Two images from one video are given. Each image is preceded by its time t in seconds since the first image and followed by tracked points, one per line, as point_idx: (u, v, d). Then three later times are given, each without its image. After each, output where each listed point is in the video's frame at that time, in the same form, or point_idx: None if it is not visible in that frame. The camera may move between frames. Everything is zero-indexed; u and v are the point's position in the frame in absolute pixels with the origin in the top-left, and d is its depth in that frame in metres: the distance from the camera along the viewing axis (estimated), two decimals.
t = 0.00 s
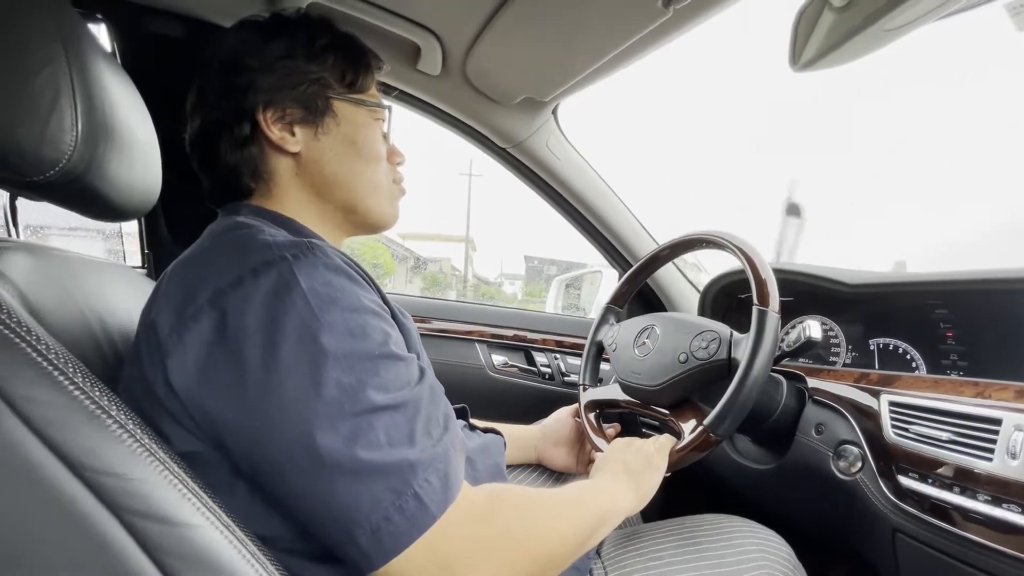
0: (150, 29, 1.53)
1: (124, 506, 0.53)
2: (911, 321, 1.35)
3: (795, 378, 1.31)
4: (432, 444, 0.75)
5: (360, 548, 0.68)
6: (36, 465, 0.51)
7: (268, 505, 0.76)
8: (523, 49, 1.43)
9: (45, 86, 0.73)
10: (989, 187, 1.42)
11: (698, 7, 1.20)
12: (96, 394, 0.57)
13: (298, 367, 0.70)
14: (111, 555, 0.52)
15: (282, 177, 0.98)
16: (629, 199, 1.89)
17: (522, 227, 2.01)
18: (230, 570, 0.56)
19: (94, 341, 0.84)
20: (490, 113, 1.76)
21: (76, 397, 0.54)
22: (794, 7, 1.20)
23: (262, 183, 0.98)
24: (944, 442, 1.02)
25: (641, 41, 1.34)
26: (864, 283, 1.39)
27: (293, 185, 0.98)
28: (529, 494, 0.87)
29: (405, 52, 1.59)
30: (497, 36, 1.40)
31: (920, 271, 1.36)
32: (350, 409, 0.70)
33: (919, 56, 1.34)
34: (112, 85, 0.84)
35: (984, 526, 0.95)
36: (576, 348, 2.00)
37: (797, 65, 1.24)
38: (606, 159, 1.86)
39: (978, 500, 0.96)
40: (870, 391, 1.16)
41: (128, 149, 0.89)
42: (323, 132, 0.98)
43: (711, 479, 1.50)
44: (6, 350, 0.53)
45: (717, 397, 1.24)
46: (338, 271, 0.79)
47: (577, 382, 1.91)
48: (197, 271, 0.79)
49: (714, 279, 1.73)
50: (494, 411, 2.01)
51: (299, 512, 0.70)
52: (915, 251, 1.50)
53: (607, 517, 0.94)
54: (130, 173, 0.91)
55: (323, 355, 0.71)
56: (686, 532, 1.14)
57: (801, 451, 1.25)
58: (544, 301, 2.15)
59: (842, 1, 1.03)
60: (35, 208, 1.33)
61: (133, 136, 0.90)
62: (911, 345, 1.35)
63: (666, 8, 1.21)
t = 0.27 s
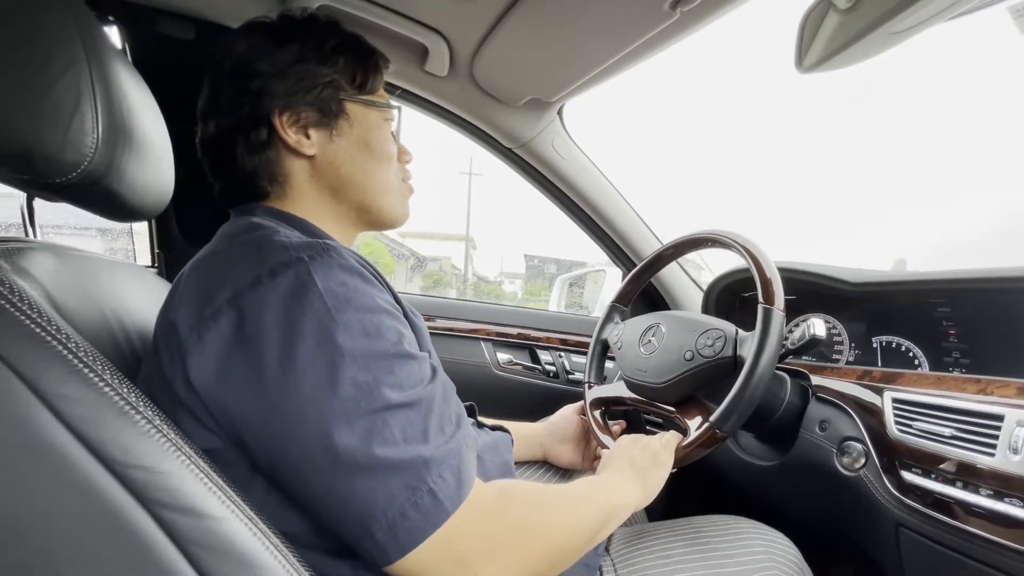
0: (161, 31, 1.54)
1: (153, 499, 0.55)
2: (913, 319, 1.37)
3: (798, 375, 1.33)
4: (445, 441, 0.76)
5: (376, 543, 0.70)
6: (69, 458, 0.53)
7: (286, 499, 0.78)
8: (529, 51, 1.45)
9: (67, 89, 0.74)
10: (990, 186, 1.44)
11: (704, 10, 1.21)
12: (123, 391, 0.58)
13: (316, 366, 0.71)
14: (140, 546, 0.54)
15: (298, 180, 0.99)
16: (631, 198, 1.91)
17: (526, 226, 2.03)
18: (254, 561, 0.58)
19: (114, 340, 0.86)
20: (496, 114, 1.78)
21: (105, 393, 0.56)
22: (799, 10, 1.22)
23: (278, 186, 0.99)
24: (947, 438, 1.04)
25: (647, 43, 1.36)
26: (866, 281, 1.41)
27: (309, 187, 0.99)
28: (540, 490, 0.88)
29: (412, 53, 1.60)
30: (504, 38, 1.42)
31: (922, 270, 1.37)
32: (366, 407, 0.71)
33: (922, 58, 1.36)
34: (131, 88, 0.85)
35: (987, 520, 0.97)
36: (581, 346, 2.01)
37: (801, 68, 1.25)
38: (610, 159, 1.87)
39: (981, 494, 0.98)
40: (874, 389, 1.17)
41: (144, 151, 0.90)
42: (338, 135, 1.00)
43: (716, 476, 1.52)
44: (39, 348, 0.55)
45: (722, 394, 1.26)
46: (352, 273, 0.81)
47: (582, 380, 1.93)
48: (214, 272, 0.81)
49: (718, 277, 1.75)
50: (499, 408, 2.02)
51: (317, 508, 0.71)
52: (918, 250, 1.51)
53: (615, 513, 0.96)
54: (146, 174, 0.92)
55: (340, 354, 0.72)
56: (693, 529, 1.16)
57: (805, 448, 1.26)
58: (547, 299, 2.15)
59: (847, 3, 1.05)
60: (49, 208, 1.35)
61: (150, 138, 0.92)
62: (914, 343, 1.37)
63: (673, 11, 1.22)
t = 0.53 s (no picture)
0: (161, 33, 1.56)
1: (156, 493, 0.56)
2: (907, 318, 1.38)
3: (793, 374, 1.34)
4: (443, 441, 0.78)
5: (373, 540, 0.72)
6: (74, 454, 0.55)
7: (285, 495, 0.79)
8: (526, 53, 1.46)
9: (71, 93, 0.75)
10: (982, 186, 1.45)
11: (699, 13, 1.23)
12: (127, 388, 0.60)
13: (316, 367, 0.73)
14: (144, 538, 0.55)
15: (322, 190, 0.97)
16: (631, 200, 1.93)
17: (525, 226, 2.04)
18: (254, 554, 0.59)
19: (117, 339, 0.87)
20: (493, 115, 1.79)
21: (109, 390, 0.58)
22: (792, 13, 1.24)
23: (303, 195, 0.96)
24: (937, 435, 1.05)
25: (643, 46, 1.37)
26: (858, 280, 1.42)
27: (331, 197, 0.98)
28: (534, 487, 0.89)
29: (410, 55, 1.62)
30: (501, 40, 1.43)
31: (915, 269, 1.39)
32: (365, 407, 0.73)
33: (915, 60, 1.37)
34: (133, 91, 0.87)
35: (975, 516, 0.99)
36: (579, 345, 2.02)
37: (794, 71, 1.27)
38: (607, 160, 1.89)
39: (969, 490, 0.99)
40: (867, 387, 1.19)
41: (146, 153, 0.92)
42: (368, 149, 0.98)
43: (712, 473, 1.53)
44: (45, 347, 0.56)
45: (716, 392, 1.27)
46: (352, 274, 0.82)
47: (579, 378, 1.94)
48: (217, 272, 0.82)
49: (714, 276, 1.76)
50: (497, 407, 2.04)
51: (317, 506, 0.73)
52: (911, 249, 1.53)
53: (610, 510, 0.97)
54: (148, 176, 0.94)
55: (339, 355, 0.74)
56: (687, 529, 1.17)
57: (798, 445, 1.28)
58: (547, 298, 2.17)
59: (840, 6, 1.05)
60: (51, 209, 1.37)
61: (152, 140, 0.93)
62: (907, 342, 1.38)
63: (667, 14, 1.23)
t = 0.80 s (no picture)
0: (159, 32, 1.57)
1: (150, 485, 0.57)
2: (901, 314, 1.39)
3: (788, 370, 1.35)
4: (431, 448, 0.77)
5: (356, 544, 0.72)
6: (70, 446, 0.55)
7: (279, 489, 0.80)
8: (522, 50, 1.46)
9: (67, 90, 0.76)
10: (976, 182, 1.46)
11: (693, 10, 1.24)
12: (122, 381, 0.60)
13: (309, 366, 0.73)
14: (139, 529, 0.56)
15: (306, 181, 0.98)
16: (624, 193, 1.92)
17: (522, 223, 2.05)
18: (248, 545, 0.60)
19: (114, 335, 0.88)
20: (490, 112, 1.80)
21: (104, 383, 0.58)
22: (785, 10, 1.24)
23: (286, 186, 0.97)
24: (929, 429, 1.06)
25: (638, 42, 1.38)
26: (855, 275, 1.43)
27: (316, 188, 0.98)
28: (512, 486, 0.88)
29: (406, 53, 1.62)
30: (497, 37, 1.44)
31: (909, 265, 1.39)
32: (355, 409, 0.72)
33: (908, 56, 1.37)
34: (129, 88, 0.87)
35: (967, 509, 0.99)
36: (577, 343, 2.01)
37: (788, 66, 1.27)
38: (604, 157, 1.89)
39: (961, 484, 1.00)
40: (861, 382, 1.19)
41: (142, 149, 0.92)
42: (348, 136, 0.98)
43: (707, 469, 1.54)
44: (41, 341, 0.57)
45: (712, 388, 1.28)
46: (351, 275, 0.82)
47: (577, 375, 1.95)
48: (215, 269, 0.83)
49: (711, 272, 1.77)
50: (495, 404, 2.05)
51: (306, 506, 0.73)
52: (907, 246, 1.53)
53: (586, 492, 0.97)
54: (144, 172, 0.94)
55: (332, 355, 0.74)
56: (682, 524, 1.17)
57: (793, 440, 1.28)
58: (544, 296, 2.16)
59: (832, 3, 1.06)
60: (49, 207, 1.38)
61: (148, 137, 0.94)
62: (902, 338, 1.39)
63: (661, 10, 1.24)
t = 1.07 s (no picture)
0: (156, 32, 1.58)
1: (146, 476, 0.58)
2: (892, 310, 1.40)
3: (780, 365, 1.35)
4: (455, 405, 0.77)
5: (399, 504, 0.72)
6: (67, 438, 0.56)
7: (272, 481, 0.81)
8: (516, 50, 1.48)
9: (64, 90, 0.77)
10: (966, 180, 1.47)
11: (683, 10, 1.25)
12: (118, 375, 0.61)
13: (325, 344, 0.73)
14: (135, 520, 0.57)
15: (275, 174, 0.97)
16: (620, 191, 1.91)
17: (517, 222, 2.06)
18: (243, 536, 0.61)
19: (112, 331, 0.89)
20: (485, 112, 1.81)
21: (100, 377, 0.59)
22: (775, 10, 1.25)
23: (255, 184, 0.97)
24: (917, 424, 1.07)
25: (629, 42, 1.39)
26: (845, 274, 1.44)
27: (287, 180, 0.97)
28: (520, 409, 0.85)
29: (401, 52, 1.64)
30: (490, 36, 1.45)
31: (900, 262, 1.41)
32: (378, 381, 0.73)
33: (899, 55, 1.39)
34: (125, 88, 0.88)
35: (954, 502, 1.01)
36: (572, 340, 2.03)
37: (777, 65, 1.29)
38: (599, 156, 1.90)
39: (947, 477, 1.02)
40: (851, 377, 1.20)
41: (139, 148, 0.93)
42: (301, 120, 0.97)
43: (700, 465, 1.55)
44: (38, 336, 0.58)
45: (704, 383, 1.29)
46: (346, 263, 0.83)
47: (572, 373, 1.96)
48: (212, 268, 0.83)
49: (706, 270, 1.78)
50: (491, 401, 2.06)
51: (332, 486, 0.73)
52: (898, 243, 1.55)
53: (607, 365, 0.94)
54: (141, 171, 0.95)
55: (347, 332, 0.74)
56: (675, 518, 1.19)
57: (784, 435, 1.30)
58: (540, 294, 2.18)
59: (821, 2, 1.07)
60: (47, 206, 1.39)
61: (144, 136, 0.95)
62: (893, 334, 1.39)
63: (653, 10, 1.25)
